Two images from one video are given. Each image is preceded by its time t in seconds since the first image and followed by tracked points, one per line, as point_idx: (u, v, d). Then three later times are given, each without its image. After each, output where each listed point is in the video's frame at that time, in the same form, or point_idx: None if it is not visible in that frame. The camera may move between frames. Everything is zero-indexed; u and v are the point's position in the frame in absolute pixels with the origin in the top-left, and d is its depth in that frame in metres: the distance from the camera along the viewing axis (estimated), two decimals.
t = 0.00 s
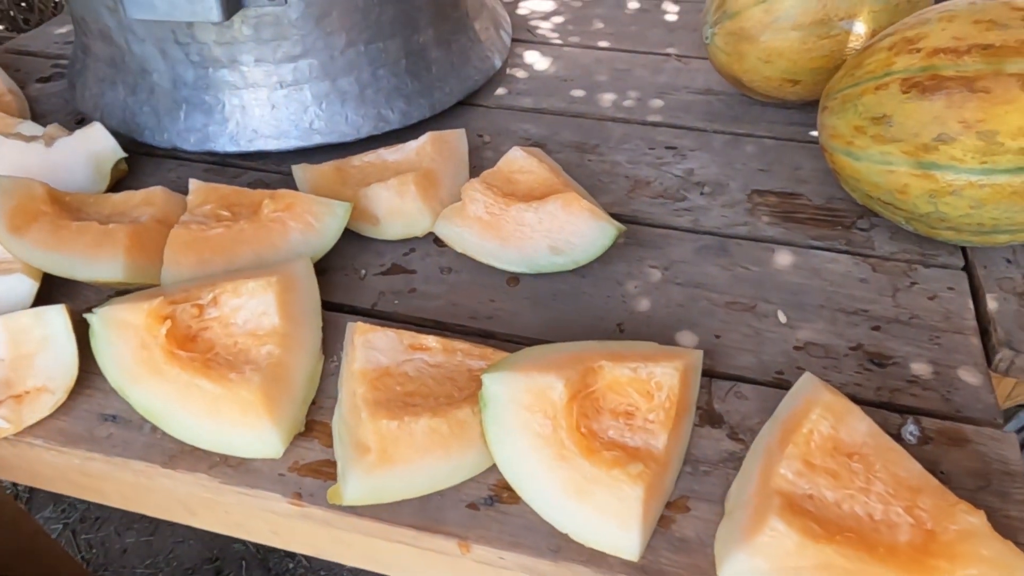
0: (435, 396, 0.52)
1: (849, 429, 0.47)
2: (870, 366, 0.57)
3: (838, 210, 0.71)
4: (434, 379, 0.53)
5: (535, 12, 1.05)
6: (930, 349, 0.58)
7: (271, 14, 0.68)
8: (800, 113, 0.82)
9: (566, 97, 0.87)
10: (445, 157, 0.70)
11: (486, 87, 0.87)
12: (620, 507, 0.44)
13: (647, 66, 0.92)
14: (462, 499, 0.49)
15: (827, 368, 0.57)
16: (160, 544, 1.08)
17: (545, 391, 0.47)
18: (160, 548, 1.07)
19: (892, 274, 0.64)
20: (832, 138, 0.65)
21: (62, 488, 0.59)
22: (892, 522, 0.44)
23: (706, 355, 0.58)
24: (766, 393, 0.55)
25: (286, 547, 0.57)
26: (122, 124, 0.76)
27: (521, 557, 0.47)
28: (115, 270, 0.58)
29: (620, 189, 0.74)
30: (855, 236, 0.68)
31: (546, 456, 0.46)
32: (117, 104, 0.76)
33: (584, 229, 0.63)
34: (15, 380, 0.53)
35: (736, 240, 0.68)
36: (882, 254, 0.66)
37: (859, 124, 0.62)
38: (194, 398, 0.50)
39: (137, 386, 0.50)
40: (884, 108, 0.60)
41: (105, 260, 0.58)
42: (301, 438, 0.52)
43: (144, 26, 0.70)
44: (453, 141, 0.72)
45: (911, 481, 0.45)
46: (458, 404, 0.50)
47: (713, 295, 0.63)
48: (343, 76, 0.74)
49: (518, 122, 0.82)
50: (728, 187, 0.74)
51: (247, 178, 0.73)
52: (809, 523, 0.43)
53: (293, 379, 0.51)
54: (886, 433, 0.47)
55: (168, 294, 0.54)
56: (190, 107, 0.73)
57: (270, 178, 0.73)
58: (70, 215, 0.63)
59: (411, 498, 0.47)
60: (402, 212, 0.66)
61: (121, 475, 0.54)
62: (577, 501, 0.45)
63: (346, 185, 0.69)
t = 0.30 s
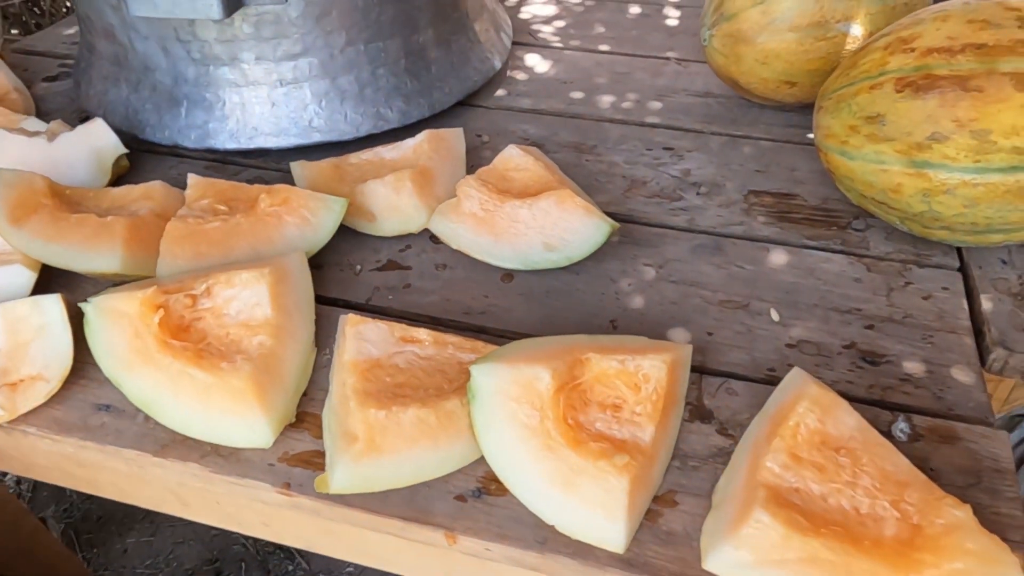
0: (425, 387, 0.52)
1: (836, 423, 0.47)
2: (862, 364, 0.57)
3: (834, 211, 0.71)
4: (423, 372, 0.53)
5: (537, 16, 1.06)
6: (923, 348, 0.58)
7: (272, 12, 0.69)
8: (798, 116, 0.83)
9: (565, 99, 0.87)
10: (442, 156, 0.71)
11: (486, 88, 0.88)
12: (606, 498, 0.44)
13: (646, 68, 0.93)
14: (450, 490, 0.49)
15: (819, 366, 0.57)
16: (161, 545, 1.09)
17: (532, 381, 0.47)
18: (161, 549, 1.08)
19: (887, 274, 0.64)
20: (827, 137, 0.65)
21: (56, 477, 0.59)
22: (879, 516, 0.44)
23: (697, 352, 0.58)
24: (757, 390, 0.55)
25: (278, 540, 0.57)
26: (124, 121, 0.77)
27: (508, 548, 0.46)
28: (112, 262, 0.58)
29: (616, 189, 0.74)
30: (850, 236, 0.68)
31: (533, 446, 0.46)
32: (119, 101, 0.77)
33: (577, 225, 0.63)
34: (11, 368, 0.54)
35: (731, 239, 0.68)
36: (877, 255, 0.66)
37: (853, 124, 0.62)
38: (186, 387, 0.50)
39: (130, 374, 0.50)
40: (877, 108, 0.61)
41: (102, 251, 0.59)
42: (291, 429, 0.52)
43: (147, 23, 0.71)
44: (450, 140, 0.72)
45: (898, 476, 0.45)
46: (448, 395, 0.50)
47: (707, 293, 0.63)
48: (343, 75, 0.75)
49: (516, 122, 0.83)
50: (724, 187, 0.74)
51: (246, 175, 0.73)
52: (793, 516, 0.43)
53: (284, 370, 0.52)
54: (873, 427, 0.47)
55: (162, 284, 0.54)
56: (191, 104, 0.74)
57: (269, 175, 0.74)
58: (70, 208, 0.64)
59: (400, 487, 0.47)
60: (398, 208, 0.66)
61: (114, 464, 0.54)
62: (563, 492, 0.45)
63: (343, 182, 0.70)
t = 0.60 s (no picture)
0: (417, 379, 0.51)
1: (829, 416, 0.46)
2: (859, 362, 0.57)
3: (833, 211, 0.71)
4: (415, 364, 0.53)
5: (540, 18, 1.06)
6: (921, 347, 0.58)
7: (272, 8, 0.70)
8: (799, 117, 0.83)
9: (566, 99, 0.87)
10: (440, 152, 0.71)
11: (487, 88, 0.88)
12: (595, 489, 0.44)
13: (647, 70, 0.93)
14: (441, 482, 0.48)
15: (816, 363, 0.57)
16: (160, 546, 1.09)
17: (522, 371, 0.47)
18: (160, 550, 1.08)
19: (886, 273, 0.64)
20: (826, 136, 0.65)
21: (49, 468, 0.59)
22: (871, 511, 0.43)
23: (692, 348, 0.58)
24: (752, 385, 0.54)
25: (268, 533, 0.57)
26: (126, 116, 0.77)
27: (497, 541, 0.46)
28: (108, 252, 0.59)
29: (614, 187, 0.74)
30: (849, 235, 0.68)
31: (522, 436, 0.46)
32: (121, 96, 0.77)
33: (574, 221, 0.63)
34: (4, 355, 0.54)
35: (729, 238, 0.68)
36: (876, 254, 0.66)
37: (851, 121, 0.62)
38: (177, 376, 0.50)
39: (121, 362, 0.50)
40: (876, 105, 0.60)
41: (98, 241, 0.59)
42: (282, 419, 0.51)
43: (149, 19, 0.71)
44: (449, 137, 0.72)
45: (892, 470, 0.44)
46: (440, 386, 0.50)
47: (703, 290, 0.63)
48: (342, 71, 0.75)
49: (516, 122, 0.83)
50: (723, 186, 0.74)
51: (246, 171, 0.74)
52: (784, 509, 0.42)
53: (275, 359, 0.52)
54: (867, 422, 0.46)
55: (156, 272, 0.55)
56: (192, 100, 0.74)
57: (269, 170, 0.74)
58: (69, 200, 0.64)
59: (389, 478, 0.47)
60: (394, 203, 0.66)
61: (105, 454, 0.54)
62: (552, 484, 0.44)
63: (341, 177, 0.70)
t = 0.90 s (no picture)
0: (415, 367, 0.51)
1: (832, 406, 0.45)
2: (864, 358, 0.56)
3: (839, 209, 0.70)
4: (414, 353, 0.52)
5: (547, 20, 1.07)
6: (927, 343, 0.57)
7: (279, 2, 0.70)
8: (805, 117, 0.82)
9: (571, 98, 0.87)
10: (444, 146, 0.71)
11: (492, 87, 0.88)
12: (593, 478, 0.43)
13: (653, 71, 0.93)
14: (439, 471, 0.47)
15: (820, 358, 0.56)
16: (161, 548, 1.08)
17: (522, 358, 0.46)
18: (161, 553, 1.07)
19: (892, 271, 0.63)
20: (831, 132, 0.65)
21: (46, 456, 0.58)
22: (875, 502, 0.42)
23: (695, 342, 0.57)
24: (755, 378, 0.53)
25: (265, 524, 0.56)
26: (132, 110, 0.78)
27: (494, 531, 0.45)
28: (110, 239, 0.59)
29: (618, 184, 0.74)
30: (855, 233, 0.67)
31: (520, 424, 0.45)
32: (128, 90, 0.78)
33: (576, 214, 0.63)
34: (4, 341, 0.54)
35: (733, 234, 0.67)
36: (882, 252, 0.65)
37: (857, 117, 0.62)
38: (175, 361, 0.50)
39: (120, 347, 0.50)
40: (882, 99, 0.60)
41: (100, 229, 0.59)
42: (280, 407, 0.51)
43: (157, 12, 0.72)
44: (453, 132, 0.72)
45: (896, 462, 0.43)
46: (439, 374, 0.49)
47: (706, 285, 0.62)
48: (348, 67, 0.75)
49: (521, 120, 0.83)
50: (728, 184, 0.74)
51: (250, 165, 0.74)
52: (786, 498, 0.41)
53: (274, 347, 0.51)
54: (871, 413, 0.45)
55: (156, 258, 0.54)
56: (198, 93, 0.75)
57: (273, 164, 0.74)
58: (72, 188, 0.64)
59: (386, 465, 0.46)
60: (397, 196, 0.66)
61: (102, 441, 0.54)
62: (551, 473, 0.44)
63: (344, 170, 0.70)
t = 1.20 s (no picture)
0: (417, 357, 0.50)
1: (845, 398, 0.44)
2: (877, 354, 0.54)
3: (851, 206, 0.69)
4: (415, 343, 0.51)
5: (556, 21, 1.06)
6: (942, 340, 0.55)
7: None
8: (816, 116, 0.81)
9: (579, 97, 0.86)
10: (449, 139, 0.70)
11: (499, 84, 0.87)
12: (597, 469, 0.42)
13: (662, 71, 0.92)
14: (439, 464, 0.46)
15: (832, 354, 0.54)
16: (162, 552, 1.07)
17: (525, 347, 0.45)
18: (162, 556, 1.06)
19: (905, 267, 0.62)
20: (843, 126, 0.63)
21: (43, 448, 0.58)
22: (890, 497, 0.41)
23: (703, 336, 0.56)
24: (764, 374, 0.52)
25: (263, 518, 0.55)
26: (137, 103, 0.77)
27: (495, 525, 0.43)
28: (111, 228, 0.58)
29: (626, 181, 0.73)
30: (867, 231, 0.66)
31: (522, 414, 0.44)
32: (133, 83, 0.77)
33: (583, 207, 0.61)
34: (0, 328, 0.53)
35: (743, 231, 0.66)
36: (895, 249, 0.64)
37: (870, 110, 0.61)
38: (172, 349, 0.49)
39: (117, 334, 0.49)
40: (895, 92, 0.59)
41: (100, 217, 0.58)
42: (279, 397, 0.50)
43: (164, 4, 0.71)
44: (458, 125, 0.71)
45: (911, 456, 0.42)
46: (441, 364, 0.48)
47: (715, 281, 0.61)
48: (354, 61, 0.74)
49: (527, 117, 0.82)
50: (737, 181, 0.72)
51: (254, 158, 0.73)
52: (797, 492, 0.40)
53: (273, 335, 0.50)
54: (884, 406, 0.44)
55: (155, 245, 0.53)
56: (203, 86, 0.74)
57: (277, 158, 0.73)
58: (74, 178, 0.64)
59: (384, 456, 0.45)
60: (401, 188, 0.65)
61: (97, 431, 0.53)
62: (553, 465, 0.42)
63: (349, 163, 0.69)
